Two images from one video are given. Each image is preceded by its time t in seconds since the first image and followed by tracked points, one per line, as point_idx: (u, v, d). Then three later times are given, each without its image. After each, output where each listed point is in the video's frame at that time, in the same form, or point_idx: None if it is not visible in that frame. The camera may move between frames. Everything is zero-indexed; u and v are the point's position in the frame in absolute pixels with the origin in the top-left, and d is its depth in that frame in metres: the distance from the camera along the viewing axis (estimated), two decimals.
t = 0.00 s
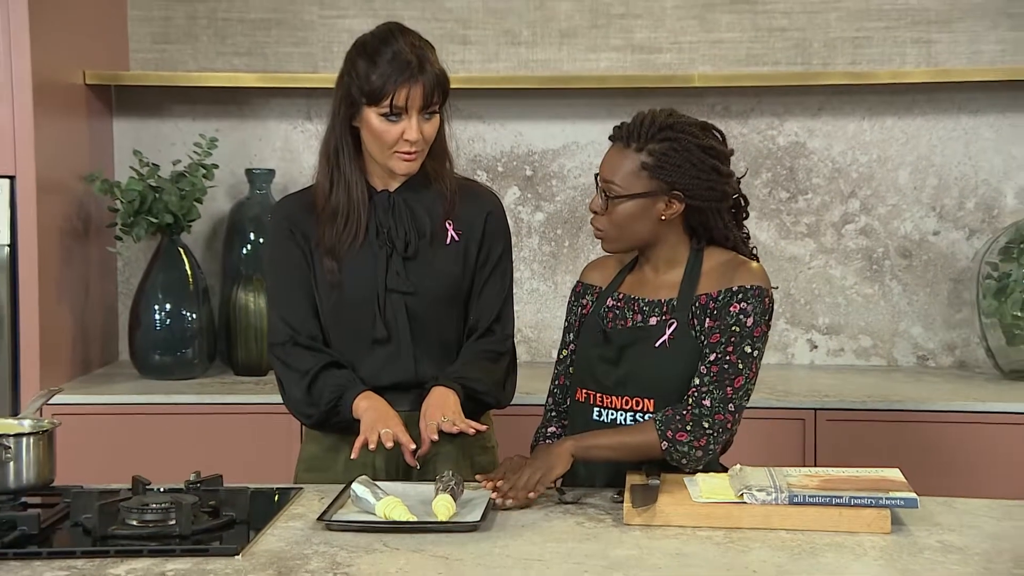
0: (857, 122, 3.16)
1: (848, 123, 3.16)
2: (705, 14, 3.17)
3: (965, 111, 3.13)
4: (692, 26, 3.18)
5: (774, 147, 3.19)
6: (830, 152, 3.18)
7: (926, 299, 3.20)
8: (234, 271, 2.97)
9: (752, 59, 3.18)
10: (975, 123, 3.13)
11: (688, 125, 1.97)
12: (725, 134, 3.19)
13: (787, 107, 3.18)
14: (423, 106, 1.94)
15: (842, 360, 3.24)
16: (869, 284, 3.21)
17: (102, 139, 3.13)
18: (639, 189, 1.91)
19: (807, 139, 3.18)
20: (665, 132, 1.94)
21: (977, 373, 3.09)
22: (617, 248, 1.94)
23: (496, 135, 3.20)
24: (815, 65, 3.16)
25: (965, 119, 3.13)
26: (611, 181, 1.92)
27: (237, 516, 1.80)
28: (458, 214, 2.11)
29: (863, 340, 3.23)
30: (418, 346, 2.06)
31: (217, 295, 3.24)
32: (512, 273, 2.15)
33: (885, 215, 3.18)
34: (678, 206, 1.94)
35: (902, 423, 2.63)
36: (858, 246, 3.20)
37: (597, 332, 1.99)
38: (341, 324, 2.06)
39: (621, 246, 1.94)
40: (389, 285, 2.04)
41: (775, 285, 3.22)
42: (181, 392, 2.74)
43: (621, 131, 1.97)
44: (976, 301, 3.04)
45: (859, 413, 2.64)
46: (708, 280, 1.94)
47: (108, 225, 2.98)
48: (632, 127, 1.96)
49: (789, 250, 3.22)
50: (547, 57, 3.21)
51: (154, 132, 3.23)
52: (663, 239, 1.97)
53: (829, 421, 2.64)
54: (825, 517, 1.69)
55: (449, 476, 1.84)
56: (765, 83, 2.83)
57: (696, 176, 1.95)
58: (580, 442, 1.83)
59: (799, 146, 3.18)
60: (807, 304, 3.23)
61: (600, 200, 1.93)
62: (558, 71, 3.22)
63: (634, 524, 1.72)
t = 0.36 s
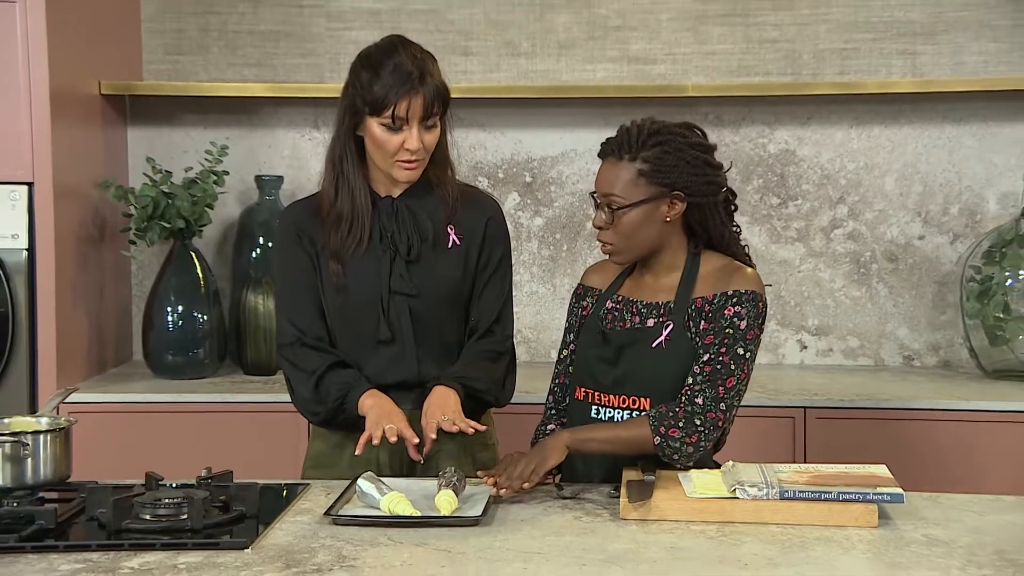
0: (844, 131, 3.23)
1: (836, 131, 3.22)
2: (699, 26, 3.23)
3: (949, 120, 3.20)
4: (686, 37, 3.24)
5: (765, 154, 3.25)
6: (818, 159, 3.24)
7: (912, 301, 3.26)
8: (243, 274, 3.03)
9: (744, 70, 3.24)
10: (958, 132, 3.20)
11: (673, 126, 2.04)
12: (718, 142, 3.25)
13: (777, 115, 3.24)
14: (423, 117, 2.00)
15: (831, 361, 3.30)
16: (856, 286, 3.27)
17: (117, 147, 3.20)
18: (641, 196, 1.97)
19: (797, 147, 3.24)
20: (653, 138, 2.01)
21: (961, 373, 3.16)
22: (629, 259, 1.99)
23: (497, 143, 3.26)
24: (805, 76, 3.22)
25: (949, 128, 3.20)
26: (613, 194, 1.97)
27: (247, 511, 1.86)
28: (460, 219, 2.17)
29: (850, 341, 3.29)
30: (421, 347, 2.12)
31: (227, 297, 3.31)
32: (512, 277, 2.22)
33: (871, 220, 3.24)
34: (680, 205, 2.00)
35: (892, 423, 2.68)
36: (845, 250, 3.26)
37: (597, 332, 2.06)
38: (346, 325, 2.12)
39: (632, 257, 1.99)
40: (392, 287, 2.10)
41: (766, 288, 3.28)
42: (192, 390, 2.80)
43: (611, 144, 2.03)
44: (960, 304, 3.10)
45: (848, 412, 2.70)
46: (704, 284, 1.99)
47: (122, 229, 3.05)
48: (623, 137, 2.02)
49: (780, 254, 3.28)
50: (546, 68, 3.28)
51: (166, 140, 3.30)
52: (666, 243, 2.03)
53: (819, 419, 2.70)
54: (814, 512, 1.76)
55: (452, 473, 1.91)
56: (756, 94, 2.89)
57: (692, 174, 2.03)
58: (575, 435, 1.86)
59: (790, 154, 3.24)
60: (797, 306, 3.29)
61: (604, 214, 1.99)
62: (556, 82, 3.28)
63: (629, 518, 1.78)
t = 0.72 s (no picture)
0: (836, 136, 3.28)
1: (827, 136, 3.27)
2: (695, 34, 3.29)
3: (937, 126, 3.25)
4: (682, 45, 3.29)
5: (759, 159, 3.30)
6: (810, 164, 3.29)
7: (902, 302, 3.31)
8: (251, 275, 3.09)
9: (737, 77, 3.29)
10: (947, 137, 3.25)
11: (670, 130, 2.08)
12: (713, 147, 3.30)
13: (770, 121, 3.29)
14: (414, 120, 2.04)
15: (823, 360, 3.34)
16: (848, 287, 3.32)
17: (128, 151, 3.25)
18: (640, 199, 2.02)
19: (789, 152, 3.29)
20: (653, 142, 2.04)
21: (949, 371, 3.20)
22: (627, 261, 2.05)
23: (497, 148, 3.31)
24: (797, 82, 3.27)
25: (937, 133, 3.25)
26: (612, 197, 2.02)
27: (254, 507, 1.91)
28: (463, 222, 2.22)
29: (842, 340, 3.33)
30: (424, 347, 2.17)
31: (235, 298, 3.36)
32: (514, 278, 2.27)
33: (862, 223, 3.29)
34: (678, 208, 2.06)
35: (882, 420, 2.73)
36: (837, 252, 3.31)
37: (595, 332, 2.11)
38: (352, 325, 2.17)
39: (631, 257, 2.04)
40: (397, 289, 2.15)
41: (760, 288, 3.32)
42: (200, 389, 2.85)
43: (610, 148, 2.08)
44: (949, 304, 3.15)
45: (839, 409, 2.75)
46: (699, 284, 2.04)
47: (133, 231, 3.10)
48: (624, 142, 2.05)
49: (773, 256, 3.33)
50: (546, 75, 3.33)
51: (176, 145, 3.35)
52: (664, 244, 2.09)
53: (811, 417, 2.75)
54: (808, 507, 1.80)
55: (453, 469, 1.96)
56: (748, 99, 2.94)
57: (690, 176, 2.07)
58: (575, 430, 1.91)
59: (783, 158, 3.29)
60: (789, 306, 3.34)
61: (603, 217, 2.04)
62: (555, 88, 3.34)
63: (626, 514, 1.83)
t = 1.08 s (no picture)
0: (829, 139, 3.32)
1: (820, 140, 3.32)
2: (691, 40, 3.33)
3: (928, 130, 3.29)
4: (678, 51, 3.34)
5: (753, 162, 3.34)
6: (804, 166, 3.33)
7: (892, 302, 3.35)
8: (256, 275, 3.13)
9: (732, 81, 3.33)
10: (937, 140, 3.29)
11: (673, 134, 2.12)
12: (708, 151, 3.34)
13: (764, 125, 3.33)
14: (412, 125, 2.08)
15: (816, 358, 3.38)
16: (840, 287, 3.36)
17: (136, 154, 3.29)
18: (645, 197, 2.05)
19: (783, 155, 3.33)
20: (660, 143, 2.08)
21: (939, 369, 3.24)
22: (628, 259, 2.07)
23: (497, 151, 3.35)
24: (791, 87, 3.31)
25: (927, 137, 3.29)
26: (617, 193, 2.05)
27: (259, 502, 1.96)
28: (465, 225, 2.26)
29: (835, 339, 3.37)
30: (426, 346, 2.21)
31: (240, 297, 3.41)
32: (514, 280, 2.31)
33: (854, 224, 3.33)
34: (677, 208, 2.11)
35: (874, 417, 2.77)
36: (830, 253, 3.35)
37: (588, 333, 2.14)
38: (355, 324, 2.21)
39: (631, 257, 2.07)
40: (399, 289, 2.19)
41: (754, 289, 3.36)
42: (207, 387, 2.90)
43: (614, 144, 2.10)
44: (938, 304, 3.19)
45: (832, 406, 2.79)
46: (689, 281, 2.09)
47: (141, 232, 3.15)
48: (628, 138, 2.09)
49: (767, 257, 3.37)
50: (545, 80, 3.37)
51: (182, 148, 3.39)
52: (658, 245, 2.13)
53: (804, 414, 2.79)
54: (801, 502, 1.84)
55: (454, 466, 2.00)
56: (742, 103, 2.98)
57: (690, 178, 2.11)
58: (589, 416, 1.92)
59: (777, 161, 3.33)
60: (783, 306, 3.38)
61: (605, 213, 2.05)
62: (554, 93, 3.38)
63: (624, 509, 1.87)
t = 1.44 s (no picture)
0: (824, 141, 3.35)
1: (815, 142, 3.35)
2: (687, 43, 3.36)
3: (922, 132, 3.32)
4: (675, 54, 3.37)
5: (749, 163, 3.37)
6: (799, 168, 3.36)
7: (886, 301, 3.38)
8: (260, 275, 3.16)
9: (728, 85, 3.36)
10: (931, 142, 3.32)
11: (658, 136, 2.15)
12: (705, 152, 3.37)
13: (760, 127, 3.36)
14: (411, 119, 2.11)
15: (811, 357, 3.41)
16: (835, 287, 3.39)
17: (142, 156, 3.33)
18: (634, 202, 2.08)
19: (779, 157, 3.36)
20: (647, 147, 2.11)
21: (932, 367, 3.27)
22: (613, 259, 2.11)
23: (497, 153, 3.39)
24: (786, 90, 3.34)
25: (921, 139, 3.32)
26: (606, 198, 2.07)
27: (264, 498, 1.99)
28: (468, 226, 2.29)
29: (830, 338, 3.40)
30: (428, 343, 2.24)
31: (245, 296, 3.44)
32: (517, 280, 2.34)
33: (849, 225, 3.36)
34: (665, 211, 2.14)
35: (869, 414, 2.80)
36: (825, 253, 3.38)
37: (582, 335, 2.16)
38: (359, 321, 2.24)
39: (615, 257, 2.10)
40: (402, 287, 2.22)
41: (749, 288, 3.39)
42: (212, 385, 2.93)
43: (601, 146, 2.12)
44: (931, 303, 3.22)
45: (827, 404, 2.82)
46: (681, 280, 2.13)
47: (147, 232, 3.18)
48: (615, 143, 2.11)
49: (763, 257, 3.40)
50: (544, 83, 3.40)
51: (188, 150, 3.43)
52: (647, 245, 2.16)
53: (800, 412, 2.82)
54: (796, 499, 1.87)
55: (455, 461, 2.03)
56: (738, 106, 3.02)
57: (676, 180, 2.15)
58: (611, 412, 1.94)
59: (773, 162, 3.37)
60: (779, 305, 3.41)
61: (596, 219, 2.08)
62: (553, 96, 3.41)
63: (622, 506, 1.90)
